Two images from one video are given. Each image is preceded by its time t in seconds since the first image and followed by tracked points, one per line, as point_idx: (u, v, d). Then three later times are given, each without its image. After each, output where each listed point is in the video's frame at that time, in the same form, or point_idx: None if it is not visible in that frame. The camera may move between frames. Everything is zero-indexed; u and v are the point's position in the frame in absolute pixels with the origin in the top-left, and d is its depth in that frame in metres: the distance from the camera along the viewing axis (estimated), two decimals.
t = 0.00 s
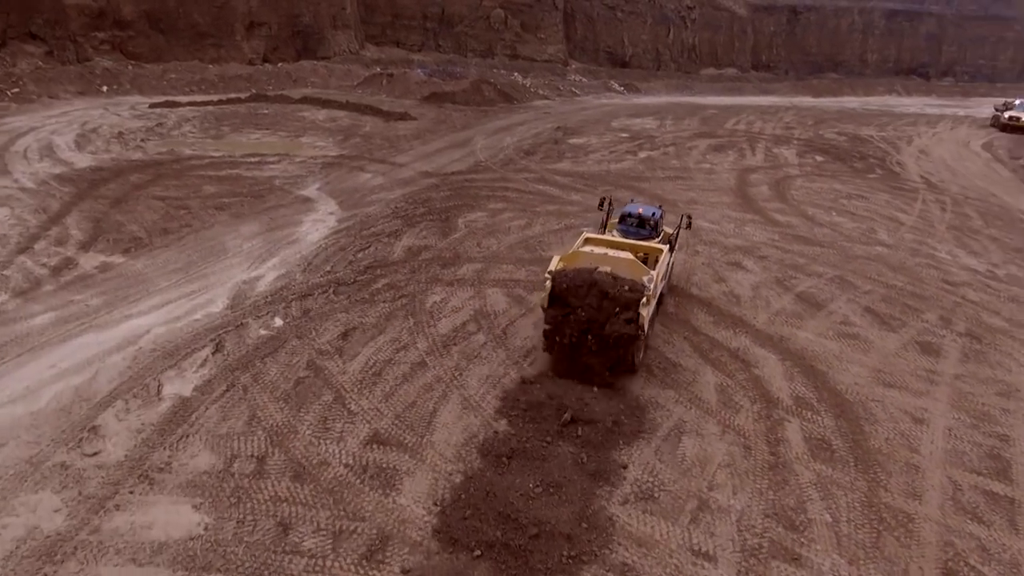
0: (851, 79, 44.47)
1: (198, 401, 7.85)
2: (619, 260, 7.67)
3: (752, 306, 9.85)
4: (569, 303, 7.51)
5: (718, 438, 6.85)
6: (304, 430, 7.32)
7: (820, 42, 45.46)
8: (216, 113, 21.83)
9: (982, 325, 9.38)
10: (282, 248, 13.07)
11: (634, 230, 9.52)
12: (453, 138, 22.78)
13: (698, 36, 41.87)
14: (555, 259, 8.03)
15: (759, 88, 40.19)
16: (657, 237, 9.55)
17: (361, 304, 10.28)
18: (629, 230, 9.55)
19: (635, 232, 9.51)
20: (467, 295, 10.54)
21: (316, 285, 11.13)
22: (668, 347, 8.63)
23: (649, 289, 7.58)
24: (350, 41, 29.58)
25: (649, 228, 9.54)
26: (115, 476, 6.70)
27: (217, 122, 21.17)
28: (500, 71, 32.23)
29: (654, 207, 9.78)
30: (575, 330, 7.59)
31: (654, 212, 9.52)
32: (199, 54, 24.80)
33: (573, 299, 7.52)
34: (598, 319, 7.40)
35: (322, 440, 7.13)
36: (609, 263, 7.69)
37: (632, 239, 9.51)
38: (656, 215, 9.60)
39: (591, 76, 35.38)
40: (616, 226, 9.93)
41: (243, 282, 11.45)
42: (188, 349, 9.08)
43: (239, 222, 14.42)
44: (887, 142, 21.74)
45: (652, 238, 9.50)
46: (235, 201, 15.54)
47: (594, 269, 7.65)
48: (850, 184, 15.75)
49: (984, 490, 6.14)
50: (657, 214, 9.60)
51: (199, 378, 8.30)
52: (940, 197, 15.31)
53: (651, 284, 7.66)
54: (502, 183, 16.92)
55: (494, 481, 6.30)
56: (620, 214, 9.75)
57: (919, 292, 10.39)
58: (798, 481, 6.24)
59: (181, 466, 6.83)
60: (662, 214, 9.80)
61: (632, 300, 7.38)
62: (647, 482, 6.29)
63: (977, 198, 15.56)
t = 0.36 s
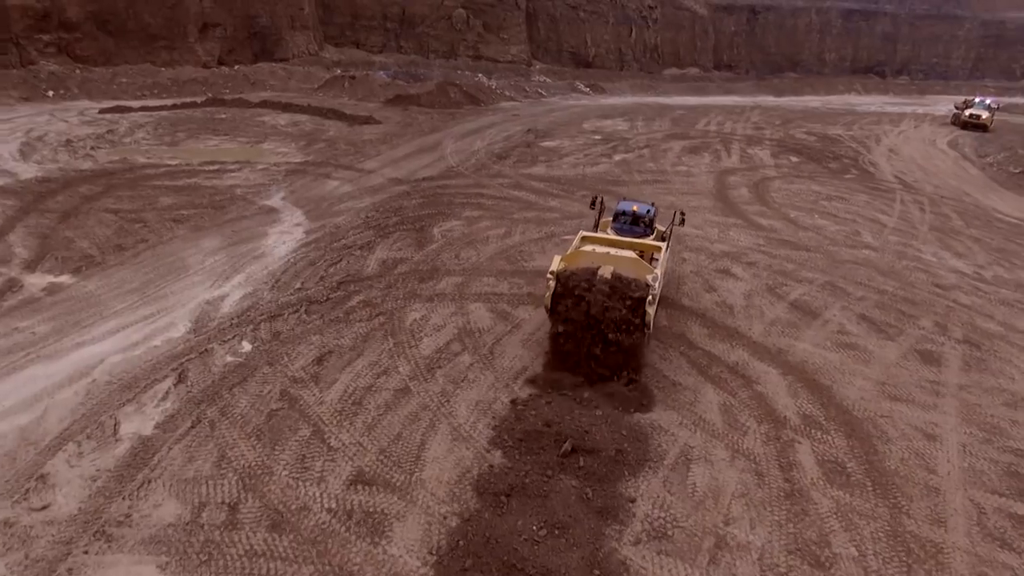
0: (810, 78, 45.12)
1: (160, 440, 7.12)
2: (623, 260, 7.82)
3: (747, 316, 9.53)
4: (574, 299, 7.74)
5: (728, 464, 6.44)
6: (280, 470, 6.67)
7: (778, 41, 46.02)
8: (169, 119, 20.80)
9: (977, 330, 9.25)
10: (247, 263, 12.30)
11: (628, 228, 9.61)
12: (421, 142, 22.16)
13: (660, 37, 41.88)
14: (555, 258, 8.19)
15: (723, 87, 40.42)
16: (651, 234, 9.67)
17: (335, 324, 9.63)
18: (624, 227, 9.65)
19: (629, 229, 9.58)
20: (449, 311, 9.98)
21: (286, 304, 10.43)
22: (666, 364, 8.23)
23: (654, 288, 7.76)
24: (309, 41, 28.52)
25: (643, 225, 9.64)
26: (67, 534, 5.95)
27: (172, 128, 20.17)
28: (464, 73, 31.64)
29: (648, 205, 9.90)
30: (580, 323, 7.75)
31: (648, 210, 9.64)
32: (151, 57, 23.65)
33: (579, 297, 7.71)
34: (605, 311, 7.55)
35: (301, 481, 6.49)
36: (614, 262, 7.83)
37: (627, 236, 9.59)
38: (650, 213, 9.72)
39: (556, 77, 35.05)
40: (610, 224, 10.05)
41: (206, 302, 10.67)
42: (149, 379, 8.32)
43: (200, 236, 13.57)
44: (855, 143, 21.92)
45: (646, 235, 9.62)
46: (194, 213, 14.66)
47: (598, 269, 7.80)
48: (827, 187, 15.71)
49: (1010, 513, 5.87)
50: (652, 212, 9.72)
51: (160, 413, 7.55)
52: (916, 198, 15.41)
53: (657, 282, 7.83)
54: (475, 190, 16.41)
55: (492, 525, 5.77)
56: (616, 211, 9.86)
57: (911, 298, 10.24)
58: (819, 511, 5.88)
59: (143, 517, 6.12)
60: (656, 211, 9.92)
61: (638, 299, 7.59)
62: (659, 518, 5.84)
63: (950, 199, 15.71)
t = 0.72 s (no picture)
0: (776, 78, 45.51)
1: (125, 489, 6.43)
2: (633, 263, 7.93)
3: (747, 331, 9.20)
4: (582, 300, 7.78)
5: (748, 501, 6.02)
6: (261, 521, 6.04)
7: (744, 42, 46.32)
8: (127, 125, 19.84)
9: (980, 341, 9.06)
10: (216, 282, 11.55)
11: (628, 229, 10.03)
12: (394, 148, 21.50)
13: (628, 37, 41.68)
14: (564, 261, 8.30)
15: (693, 88, 40.44)
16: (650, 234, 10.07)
17: (315, 349, 9.00)
18: (624, 227, 10.08)
19: (630, 230, 10.01)
20: (436, 332, 9.42)
21: (260, 327, 9.76)
22: (671, 387, 7.80)
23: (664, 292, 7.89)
24: (272, 44, 27.34)
25: (641, 225, 10.04)
26: None
27: (130, 135, 19.23)
28: (433, 75, 30.98)
29: (647, 205, 10.30)
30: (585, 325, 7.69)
31: (647, 211, 10.06)
32: (105, 60, 22.64)
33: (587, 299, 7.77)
34: (612, 309, 7.47)
35: (285, 536, 5.87)
36: (623, 265, 7.94)
37: (628, 236, 10.03)
38: (648, 213, 10.12)
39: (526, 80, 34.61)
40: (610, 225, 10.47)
41: (172, 327, 9.92)
42: (111, 416, 7.60)
43: (163, 253, 12.75)
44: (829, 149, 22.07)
45: (645, 234, 10.02)
46: (157, 228, 13.84)
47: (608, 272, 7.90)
48: (810, 193, 15.63)
49: None
50: (650, 212, 10.12)
51: (124, 459, 6.83)
52: (899, 203, 15.47)
53: (666, 287, 7.96)
54: (454, 201, 15.94)
55: None
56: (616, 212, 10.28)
57: (909, 308, 10.06)
58: (848, 552, 5.50)
59: None
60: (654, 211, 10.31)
61: (650, 302, 7.72)
62: (682, 567, 5.38)
63: (930, 203, 15.77)
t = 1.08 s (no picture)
0: (745, 79, 45.81)
1: (93, 555, 5.78)
2: (644, 267, 7.76)
3: (752, 350, 8.87)
4: (592, 306, 7.72)
5: (778, 546, 5.62)
6: None
7: (712, 44, 46.53)
8: (84, 135, 18.92)
9: (988, 355, 8.87)
10: (186, 308, 10.84)
11: (627, 231, 10.29)
12: (368, 156, 20.85)
13: (598, 39, 41.31)
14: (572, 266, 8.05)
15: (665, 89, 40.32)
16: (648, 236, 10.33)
17: (298, 382, 8.40)
18: (623, 230, 10.36)
19: (629, 232, 10.28)
20: (427, 359, 8.88)
21: (237, 357, 9.12)
22: (681, 417, 7.40)
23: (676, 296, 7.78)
24: (236, 48, 26.28)
25: (640, 228, 10.31)
26: None
27: (87, 145, 18.33)
28: (403, 78, 30.25)
29: (645, 208, 10.57)
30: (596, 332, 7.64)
31: (646, 214, 10.33)
32: (60, 65, 21.90)
33: (597, 307, 7.70)
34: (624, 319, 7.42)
35: None
36: (632, 269, 7.75)
37: (627, 238, 10.31)
38: (646, 216, 10.39)
39: (497, 83, 34.07)
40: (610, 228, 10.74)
41: (141, 360, 9.22)
42: (75, 467, 6.91)
43: (128, 276, 11.97)
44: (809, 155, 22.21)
45: (644, 237, 10.29)
46: (121, 248, 13.04)
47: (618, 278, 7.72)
48: (796, 201, 15.56)
49: None
50: (649, 215, 10.38)
51: (91, 519, 6.18)
52: (887, 207, 15.69)
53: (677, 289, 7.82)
54: (435, 214, 15.48)
55: None
56: (615, 215, 10.55)
57: (911, 319, 9.86)
58: None
59: None
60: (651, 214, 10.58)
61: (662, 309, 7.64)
62: None
63: (914, 208, 15.78)
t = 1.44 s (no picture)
0: (714, 81, 46.05)
1: None
2: (649, 274, 7.56)
3: (757, 373, 8.59)
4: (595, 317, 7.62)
5: None
6: None
7: (681, 45, 46.59)
8: (40, 147, 18.12)
9: (993, 371, 8.72)
10: (155, 338, 10.17)
11: (623, 236, 10.86)
12: (342, 166, 20.22)
13: (568, 41, 40.86)
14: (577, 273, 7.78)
15: (638, 91, 40.23)
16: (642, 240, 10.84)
17: (281, 422, 7.84)
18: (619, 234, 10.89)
19: (625, 237, 10.84)
20: (419, 392, 8.41)
21: (214, 394, 8.52)
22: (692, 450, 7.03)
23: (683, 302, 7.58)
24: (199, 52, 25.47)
25: (635, 232, 10.82)
26: None
27: (44, 158, 17.54)
28: (373, 82, 29.51)
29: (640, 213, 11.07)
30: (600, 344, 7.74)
31: (640, 219, 10.83)
32: (13, 71, 20.96)
33: (601, 317, 7.61)
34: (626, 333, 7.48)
35: None
36: (637, 278, 7.54)
37: (623, 243, 10.84)
38: (641, 221, 10.88)
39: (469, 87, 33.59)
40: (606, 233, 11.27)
41: (108, 399, 8.55)
42: (36, 529, 6.27)
43: (91, 303, 11.22)
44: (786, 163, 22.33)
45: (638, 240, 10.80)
46: (82, 272, 12.26)
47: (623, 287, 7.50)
48: (781, 211, 15.54)
49: None
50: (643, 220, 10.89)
51: None
52: (872, 214, 15.89)
53: (684, 295, 7.57)
54: (417, 230, 15.05)
55: None
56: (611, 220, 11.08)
57: (912, 334, 9.70)
58: None
59: None
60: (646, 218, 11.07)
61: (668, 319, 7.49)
62: None
63: (897, 216, 15.84)
